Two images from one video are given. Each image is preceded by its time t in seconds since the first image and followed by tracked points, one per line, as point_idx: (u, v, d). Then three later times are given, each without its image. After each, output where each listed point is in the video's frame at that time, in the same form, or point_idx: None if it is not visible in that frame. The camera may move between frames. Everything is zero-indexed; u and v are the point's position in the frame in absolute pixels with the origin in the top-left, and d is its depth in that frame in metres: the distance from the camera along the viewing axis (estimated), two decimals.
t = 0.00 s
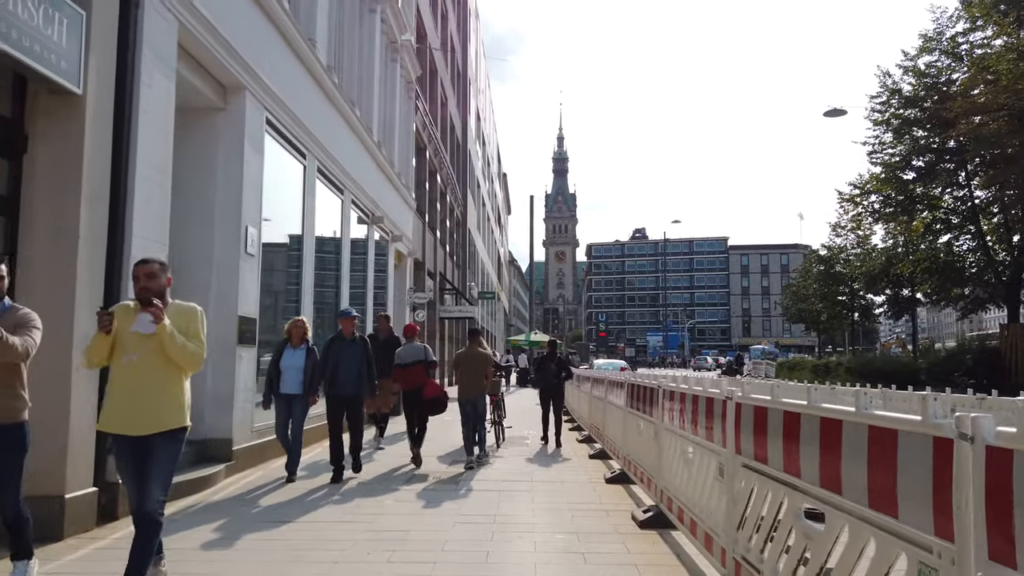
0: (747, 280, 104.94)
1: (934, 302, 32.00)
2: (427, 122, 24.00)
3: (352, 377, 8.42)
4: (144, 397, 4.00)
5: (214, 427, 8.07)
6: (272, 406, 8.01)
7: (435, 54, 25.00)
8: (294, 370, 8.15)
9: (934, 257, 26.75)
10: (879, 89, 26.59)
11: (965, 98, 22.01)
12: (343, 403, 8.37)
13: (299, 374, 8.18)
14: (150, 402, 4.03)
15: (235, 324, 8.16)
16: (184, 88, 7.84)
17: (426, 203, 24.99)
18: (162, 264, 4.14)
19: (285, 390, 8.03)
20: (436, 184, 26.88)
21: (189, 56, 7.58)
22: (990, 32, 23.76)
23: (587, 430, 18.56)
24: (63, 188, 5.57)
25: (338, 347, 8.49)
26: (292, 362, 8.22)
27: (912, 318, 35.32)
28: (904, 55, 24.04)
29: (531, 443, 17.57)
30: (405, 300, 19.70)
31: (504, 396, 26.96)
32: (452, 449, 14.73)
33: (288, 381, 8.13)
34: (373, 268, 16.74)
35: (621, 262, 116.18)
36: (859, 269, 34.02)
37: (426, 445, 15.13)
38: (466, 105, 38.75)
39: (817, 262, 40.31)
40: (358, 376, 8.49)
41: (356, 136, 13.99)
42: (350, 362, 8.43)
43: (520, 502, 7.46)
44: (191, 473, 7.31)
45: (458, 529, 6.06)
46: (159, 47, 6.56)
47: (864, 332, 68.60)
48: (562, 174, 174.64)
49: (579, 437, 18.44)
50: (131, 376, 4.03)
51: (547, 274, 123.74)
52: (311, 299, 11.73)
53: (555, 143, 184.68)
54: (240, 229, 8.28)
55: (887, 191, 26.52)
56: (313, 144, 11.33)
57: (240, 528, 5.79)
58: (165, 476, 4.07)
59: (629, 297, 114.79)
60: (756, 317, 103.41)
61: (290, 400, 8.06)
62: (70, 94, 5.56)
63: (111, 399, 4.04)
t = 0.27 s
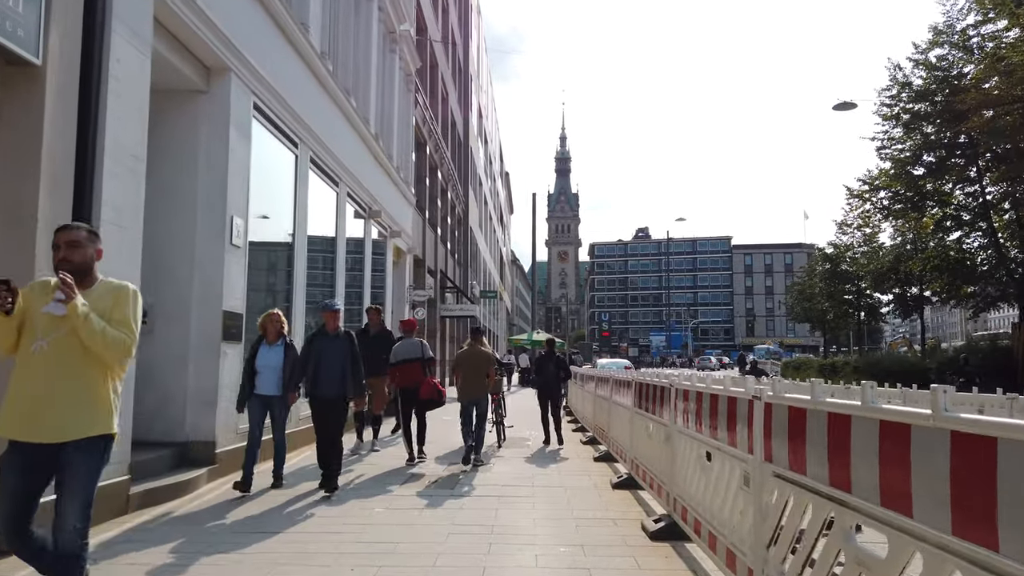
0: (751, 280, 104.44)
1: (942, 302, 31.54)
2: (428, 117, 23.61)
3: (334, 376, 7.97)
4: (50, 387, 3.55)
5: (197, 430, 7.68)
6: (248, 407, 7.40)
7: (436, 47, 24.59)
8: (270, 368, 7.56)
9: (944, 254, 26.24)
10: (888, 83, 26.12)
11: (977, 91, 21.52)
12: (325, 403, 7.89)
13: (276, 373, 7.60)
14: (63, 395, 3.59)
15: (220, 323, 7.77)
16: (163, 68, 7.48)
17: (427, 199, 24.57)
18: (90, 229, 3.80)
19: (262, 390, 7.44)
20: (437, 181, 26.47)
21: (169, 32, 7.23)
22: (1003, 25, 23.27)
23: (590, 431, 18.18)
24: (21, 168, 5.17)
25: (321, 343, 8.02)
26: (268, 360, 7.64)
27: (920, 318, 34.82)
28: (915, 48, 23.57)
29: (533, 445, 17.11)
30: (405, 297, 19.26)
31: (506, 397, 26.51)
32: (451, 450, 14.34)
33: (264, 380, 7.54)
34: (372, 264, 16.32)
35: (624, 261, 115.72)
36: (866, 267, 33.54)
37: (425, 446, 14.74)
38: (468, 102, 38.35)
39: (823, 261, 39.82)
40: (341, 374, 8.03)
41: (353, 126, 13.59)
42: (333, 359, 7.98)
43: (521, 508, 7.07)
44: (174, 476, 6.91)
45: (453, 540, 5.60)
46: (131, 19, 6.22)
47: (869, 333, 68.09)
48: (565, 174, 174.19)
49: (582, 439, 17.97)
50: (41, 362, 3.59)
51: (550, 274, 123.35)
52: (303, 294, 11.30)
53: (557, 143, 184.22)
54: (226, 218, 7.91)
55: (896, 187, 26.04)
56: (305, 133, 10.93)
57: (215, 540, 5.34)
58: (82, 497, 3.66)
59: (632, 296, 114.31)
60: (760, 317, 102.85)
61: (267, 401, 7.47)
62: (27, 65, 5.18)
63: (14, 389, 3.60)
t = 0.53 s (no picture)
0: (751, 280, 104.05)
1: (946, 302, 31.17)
2: (425, 114, 23.22)
3: (309, 378, 7.47)
4: None
5: (172, 439, 7.41)
6: (204, 417, 6.91)
7: (433, 43, 24.16)
8: (229, 374, 7.00)
9: (950, 254, 25.84)
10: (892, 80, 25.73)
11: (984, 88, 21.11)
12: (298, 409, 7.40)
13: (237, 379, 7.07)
14: None
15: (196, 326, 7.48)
16: (137, 56, 7.31)
17: (424, 198, 24.16)
18: None
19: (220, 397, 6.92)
20: (434, 179, 26.07)
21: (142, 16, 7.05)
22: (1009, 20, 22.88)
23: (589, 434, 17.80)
24: None
25: (294, 344, 7.55)
26: (229, 364, 7.11)
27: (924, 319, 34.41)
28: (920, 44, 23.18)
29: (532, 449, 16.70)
30: (401, 298, 18.84)
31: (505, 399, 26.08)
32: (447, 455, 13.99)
33: (222, 386, 7.00)
34: (366, 262, 15.94)
35: (623, 261, 115.32)
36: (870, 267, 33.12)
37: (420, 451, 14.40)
38: (467, 100, 37.95)
39: (825, 260, 39.40)
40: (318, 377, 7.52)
41: (344, 120, 13.23)
42: (306, 360, 7.47)
43: (515, 522, 6.73)
44: (145, 489, 6.67)
45: (441, 563, 5.20)
46: None
47: (871, 333, 67.68)
48: (564, 174, 173.80)
49: (582, 443, 17.56)
50: None
51: (549, 273, 122.94)
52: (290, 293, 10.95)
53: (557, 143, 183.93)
54: (200, 216, 7.69)
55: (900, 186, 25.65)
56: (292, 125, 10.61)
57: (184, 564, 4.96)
58: None
59: (632, 296, 113.92)
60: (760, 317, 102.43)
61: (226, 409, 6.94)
62: None
63: None
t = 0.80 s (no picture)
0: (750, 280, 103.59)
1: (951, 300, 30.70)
2: (420, 108, 22.73)
3: (273, 377, 6.39)
4: None
5: (141, 440, 7.09)
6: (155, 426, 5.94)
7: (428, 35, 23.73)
8: (184, 374, 6.02)
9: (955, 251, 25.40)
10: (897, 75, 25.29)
11: (992, 81, 20.67)
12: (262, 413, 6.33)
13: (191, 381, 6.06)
14: None
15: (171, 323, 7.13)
16: (108, 30, 6.97)
17: (419, 193, 23.68)
18: None
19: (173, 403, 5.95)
20: (430, 174, 25.57)
21: None
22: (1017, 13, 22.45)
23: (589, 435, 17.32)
24: None
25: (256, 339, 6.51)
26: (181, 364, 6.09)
27: (927, 317, 33.98)
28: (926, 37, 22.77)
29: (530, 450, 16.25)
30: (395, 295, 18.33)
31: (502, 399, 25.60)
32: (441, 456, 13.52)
33: (177, 391, 6.00)
34: (358, 258, 15.47)
35: (622, 260, 114.82)
36: (873, 265, 32.68)
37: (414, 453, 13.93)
38: (464, 97, 37.40)
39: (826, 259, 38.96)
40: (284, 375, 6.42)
41: (335, 109, 12.78)
42: (269, 356, 6.39)
43: (510, 532, 6.28)
44: (111, 496, 6.32)
45: None
46: None
47: (871, 332, 67.29)
48: (562, 173, 173.27)
49: (582, 444, 17.09)
50: None
51: (548, 273, 122.41)
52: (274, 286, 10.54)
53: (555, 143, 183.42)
54: (175, 201, 7.37)
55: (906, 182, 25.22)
56: (277, 111, 10.22)
57: None
58: None
59: (630, 296, 113.47)
60: (759, 317, 102.05)
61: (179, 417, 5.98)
62: None
63: None
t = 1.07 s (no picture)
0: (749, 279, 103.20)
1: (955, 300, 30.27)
2: (417, 103, 22.27)
3: (225, 378, 5.70)
4: None
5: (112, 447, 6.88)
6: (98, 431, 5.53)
7: (425, 29, 23.30)
8: (126, 374, 5.54)
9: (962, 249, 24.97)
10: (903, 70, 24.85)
11: (1001, 75, 20.24)
12: (210, 419, 5.65)
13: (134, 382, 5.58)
14: None
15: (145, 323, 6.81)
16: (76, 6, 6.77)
17: (416, 190, 23.25)
18: None
19: (112, 407, 5.50)
20: (427, 172, 25.10)
21: None
22: None
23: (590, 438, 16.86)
24: None
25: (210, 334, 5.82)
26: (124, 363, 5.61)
27: (931, 317, 33.55)
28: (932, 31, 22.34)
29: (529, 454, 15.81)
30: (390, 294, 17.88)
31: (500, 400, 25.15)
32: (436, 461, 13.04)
33: (118, 392, 5.52)
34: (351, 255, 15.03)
35: (621, 260, 114.36)
36: (876, 264, 32.25)
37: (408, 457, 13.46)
38: (462, 93, 36.90)
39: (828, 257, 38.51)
40: (236, 376, 5.72)
41: (325, 100, 12.37)
42: (220, 354, 5.73)
43: (508, 548, 5.82)
44: (74, 508, 6.18)
45: None
46: None
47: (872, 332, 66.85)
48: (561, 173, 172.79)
49: (583, 446, 16.66)
50: None
51: (546, 272, 121.90)
52: (259, 284, 10.28)
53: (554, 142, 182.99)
54: (149, 189, 7.18)
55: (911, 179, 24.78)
56: (264, 100, 10.04)
57: None
58: None
59: (630, 296, 113.04)
60: (759, 317, 101.63)
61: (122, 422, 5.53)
62: None
63: None
